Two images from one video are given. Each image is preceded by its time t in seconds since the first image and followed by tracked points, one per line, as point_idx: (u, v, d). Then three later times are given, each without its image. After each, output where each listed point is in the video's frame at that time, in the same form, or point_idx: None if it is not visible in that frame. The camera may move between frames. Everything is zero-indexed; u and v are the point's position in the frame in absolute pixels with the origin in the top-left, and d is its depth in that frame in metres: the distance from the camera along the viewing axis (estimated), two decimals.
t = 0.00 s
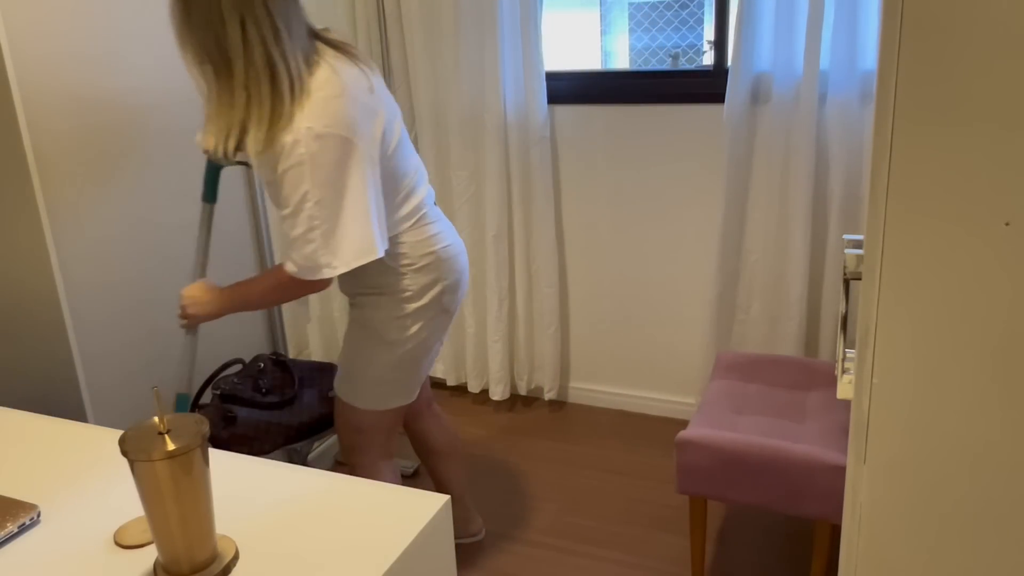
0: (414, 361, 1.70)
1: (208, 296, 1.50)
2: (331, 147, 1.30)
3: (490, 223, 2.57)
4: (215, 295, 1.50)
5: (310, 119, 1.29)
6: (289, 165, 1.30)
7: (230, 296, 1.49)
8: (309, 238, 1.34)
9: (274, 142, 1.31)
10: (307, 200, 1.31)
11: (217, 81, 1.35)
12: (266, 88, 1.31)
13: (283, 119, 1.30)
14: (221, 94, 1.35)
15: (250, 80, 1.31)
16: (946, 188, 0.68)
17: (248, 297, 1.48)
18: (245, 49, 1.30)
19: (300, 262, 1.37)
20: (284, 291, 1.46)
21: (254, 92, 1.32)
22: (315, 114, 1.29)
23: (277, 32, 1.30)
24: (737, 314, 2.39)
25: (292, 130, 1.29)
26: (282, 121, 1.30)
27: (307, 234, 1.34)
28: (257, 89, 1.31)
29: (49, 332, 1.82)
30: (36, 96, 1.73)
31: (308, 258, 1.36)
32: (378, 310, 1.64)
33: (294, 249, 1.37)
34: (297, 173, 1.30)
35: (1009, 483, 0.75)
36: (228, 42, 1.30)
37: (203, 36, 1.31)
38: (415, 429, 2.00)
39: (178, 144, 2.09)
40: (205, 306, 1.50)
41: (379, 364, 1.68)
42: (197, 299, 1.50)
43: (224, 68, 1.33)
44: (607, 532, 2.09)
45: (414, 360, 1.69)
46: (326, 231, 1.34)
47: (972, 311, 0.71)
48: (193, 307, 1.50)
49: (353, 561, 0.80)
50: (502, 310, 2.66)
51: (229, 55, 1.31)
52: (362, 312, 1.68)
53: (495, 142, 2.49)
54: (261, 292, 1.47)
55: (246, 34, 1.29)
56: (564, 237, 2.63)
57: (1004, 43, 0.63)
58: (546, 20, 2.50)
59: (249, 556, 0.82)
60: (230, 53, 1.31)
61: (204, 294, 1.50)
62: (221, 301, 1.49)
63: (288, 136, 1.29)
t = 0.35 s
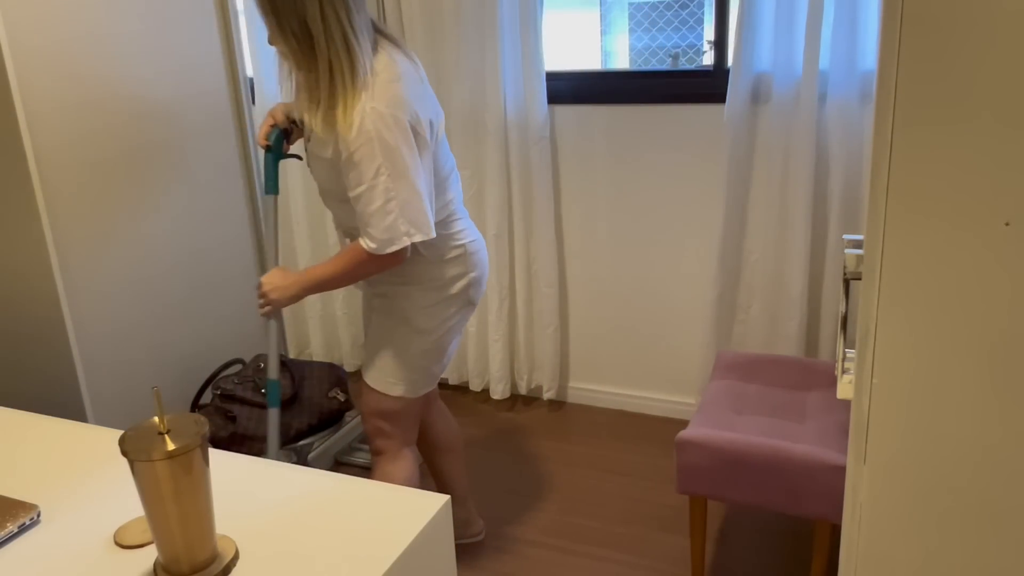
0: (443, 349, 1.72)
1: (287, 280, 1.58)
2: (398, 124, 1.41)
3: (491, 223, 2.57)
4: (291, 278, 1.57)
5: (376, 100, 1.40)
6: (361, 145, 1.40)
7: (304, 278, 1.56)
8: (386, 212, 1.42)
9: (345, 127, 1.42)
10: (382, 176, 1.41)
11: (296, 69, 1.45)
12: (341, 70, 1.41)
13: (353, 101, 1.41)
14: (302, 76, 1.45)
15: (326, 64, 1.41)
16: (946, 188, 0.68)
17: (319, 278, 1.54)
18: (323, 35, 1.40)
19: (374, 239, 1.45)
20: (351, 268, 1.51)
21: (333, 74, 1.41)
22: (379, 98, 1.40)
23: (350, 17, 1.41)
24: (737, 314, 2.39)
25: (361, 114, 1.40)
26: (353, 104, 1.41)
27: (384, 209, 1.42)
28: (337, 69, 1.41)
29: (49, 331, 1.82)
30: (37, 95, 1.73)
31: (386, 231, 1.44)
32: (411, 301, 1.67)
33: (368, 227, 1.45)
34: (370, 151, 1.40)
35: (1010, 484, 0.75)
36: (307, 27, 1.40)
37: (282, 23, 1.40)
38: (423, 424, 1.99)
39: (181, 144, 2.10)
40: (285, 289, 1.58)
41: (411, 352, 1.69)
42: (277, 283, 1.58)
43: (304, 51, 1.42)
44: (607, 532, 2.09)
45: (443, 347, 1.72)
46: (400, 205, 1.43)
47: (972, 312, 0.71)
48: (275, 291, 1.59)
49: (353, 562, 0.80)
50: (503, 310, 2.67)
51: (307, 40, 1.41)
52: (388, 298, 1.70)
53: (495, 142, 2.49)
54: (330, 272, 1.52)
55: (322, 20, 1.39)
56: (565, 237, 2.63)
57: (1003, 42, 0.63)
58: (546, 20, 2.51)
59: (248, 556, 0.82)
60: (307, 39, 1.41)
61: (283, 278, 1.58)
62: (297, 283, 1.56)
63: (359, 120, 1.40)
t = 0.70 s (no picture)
0: (449, 344, 1.72)
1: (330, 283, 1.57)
2: (413, 107, 1.42)
3: (491, 223, 2.57)
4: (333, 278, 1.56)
5: (390, 83, 1.41)
6: (378, 128, 1.41)
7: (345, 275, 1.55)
8: (404, 195, 1.43)
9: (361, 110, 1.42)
10: (400, 158, 1.41)
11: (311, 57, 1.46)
12: (357, 55, 1.43)
13: (369, 84, 1.42)
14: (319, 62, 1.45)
15: (343, 49, 1.43)
16: (947, 188, 0.68)
17: (362, 271, 1.53)
18: (341, 19, 1.42)
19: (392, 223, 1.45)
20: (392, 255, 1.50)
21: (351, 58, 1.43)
22: (392, 79, 1.42)
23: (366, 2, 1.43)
24: (737, 315, 2.39)
25: (376, 98, 1.40)
26: (369, 87, 1.42)
27: (402, 193, 1.43)
28: (355, 53, 1.43)
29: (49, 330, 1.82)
30: (35, 95, 1.72)
31: (405, 214, 1.45)
32: (417, 296, 1.67)
33: (386, 211, 1.45)
34: (388, 133, 1.40)
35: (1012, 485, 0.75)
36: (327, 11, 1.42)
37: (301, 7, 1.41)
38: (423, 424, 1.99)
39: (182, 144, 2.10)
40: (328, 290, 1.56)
41: (416, 346, 1.69)
42: (319, 287, 1.56)
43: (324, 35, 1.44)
44: (607, 533, 2.09)
45: (449, 343, 1.72)
46: (417, 187, 1.44)
47: (972, 312, 0.71)
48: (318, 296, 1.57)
49: (353, 561, 0.80)
50: (503, 310, 2.67)
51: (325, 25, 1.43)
52: (396, 295, 1.70)
53: (496, 141, 2.49)
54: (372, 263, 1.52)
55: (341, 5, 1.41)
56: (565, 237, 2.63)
57: (1004, 41, 0.63)
58: (546, 20, 2.51)
59: (248, 556, 0.82)
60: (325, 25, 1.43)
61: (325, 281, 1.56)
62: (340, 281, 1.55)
63: (375, 104, 1.40)
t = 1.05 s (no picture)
0: (442, 355, 1.72)
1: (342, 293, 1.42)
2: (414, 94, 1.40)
3: (491, 223, 2.57)
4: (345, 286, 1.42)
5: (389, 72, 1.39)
6: (387, 115, 1.37)
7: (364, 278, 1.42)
8: (419, 183, 1.40)
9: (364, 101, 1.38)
10: (411, 146, 1.38)
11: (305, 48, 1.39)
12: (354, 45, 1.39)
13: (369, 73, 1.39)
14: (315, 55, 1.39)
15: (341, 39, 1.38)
16: (946, 188, 0.68)
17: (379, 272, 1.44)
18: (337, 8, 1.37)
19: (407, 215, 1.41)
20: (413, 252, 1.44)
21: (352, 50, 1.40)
22: (391, 69, 1.40)
23: None
24: (737, 315, 2.40)
25: (377, 89, 1.37)
26: (371, 75, 1.38)
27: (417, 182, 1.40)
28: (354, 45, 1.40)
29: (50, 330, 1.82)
30: (35, 95, 1.72)
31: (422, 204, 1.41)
32: (412, 308, 1.64)
33: (400, 204, 1.41)
34: (398, 121, 1.37)
35: (1010, 485, 0.75)
36: None
37: None
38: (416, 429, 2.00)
39: (182, 143, 2.09)
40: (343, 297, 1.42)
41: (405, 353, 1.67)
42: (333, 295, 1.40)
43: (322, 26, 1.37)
44: (607, 532, 2.09)
45: (443, 353, 1.72)
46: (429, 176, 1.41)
47: (971, 312, 0.71)
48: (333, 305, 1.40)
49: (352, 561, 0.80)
50: (504, 310, 2.67)
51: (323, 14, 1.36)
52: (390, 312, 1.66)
53: (496, 141, 2.49)
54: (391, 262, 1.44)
55: None
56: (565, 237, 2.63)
57: (1002, 41, 0.63)
58: (546, 20, 2.51)
59: (248, 556, 0.82)
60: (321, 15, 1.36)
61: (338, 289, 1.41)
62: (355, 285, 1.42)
63: (378, 94, 1.37)
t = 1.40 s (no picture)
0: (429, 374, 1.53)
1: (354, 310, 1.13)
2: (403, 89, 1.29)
3: (491, 223, 2.57)
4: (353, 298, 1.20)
5: (377, 65, 1.28)
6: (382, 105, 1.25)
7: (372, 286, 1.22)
8: (415, 181, 1.26)
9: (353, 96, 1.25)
10: (405, 141, 1.25)
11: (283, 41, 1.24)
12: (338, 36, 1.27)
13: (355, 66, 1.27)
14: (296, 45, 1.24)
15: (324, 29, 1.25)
16: (946, 189, 0.68)
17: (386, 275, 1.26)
18: None
19: (403, 214, 1.26)
20: (413, 254, 1.27)
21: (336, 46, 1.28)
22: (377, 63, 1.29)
23: None
24: (737, 314, 2.40)
25: (367, 81, 1.25)
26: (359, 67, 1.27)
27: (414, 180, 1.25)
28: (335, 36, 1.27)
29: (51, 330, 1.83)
30: (34, 95, 1.72)
31: (419, 203, 1.26)
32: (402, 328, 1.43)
33: (396, 204, 1.26)
34: (393, 114, 1.25)
35: (1010, 485, 0.75)
36: None
37: None
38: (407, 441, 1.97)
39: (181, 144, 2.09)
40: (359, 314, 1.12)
41: (390, 382, 1.46)
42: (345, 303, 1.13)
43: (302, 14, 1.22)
44: (607, 532, 2.09)
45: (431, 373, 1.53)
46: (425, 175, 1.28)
47: (970, 313, 0.71)
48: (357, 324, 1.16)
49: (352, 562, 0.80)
50: (504, 309, 2.66)
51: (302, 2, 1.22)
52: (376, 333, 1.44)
53: (496, 140, 2.49)
54: (393, 266, 1.25)
55: None
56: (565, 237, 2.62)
57: (1002, 40, 0.63)
58: (546, 20, 2.51)
59: (248, 556, 0.82)
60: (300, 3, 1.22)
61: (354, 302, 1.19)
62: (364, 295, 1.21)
63: (367, 86, 1.25)
